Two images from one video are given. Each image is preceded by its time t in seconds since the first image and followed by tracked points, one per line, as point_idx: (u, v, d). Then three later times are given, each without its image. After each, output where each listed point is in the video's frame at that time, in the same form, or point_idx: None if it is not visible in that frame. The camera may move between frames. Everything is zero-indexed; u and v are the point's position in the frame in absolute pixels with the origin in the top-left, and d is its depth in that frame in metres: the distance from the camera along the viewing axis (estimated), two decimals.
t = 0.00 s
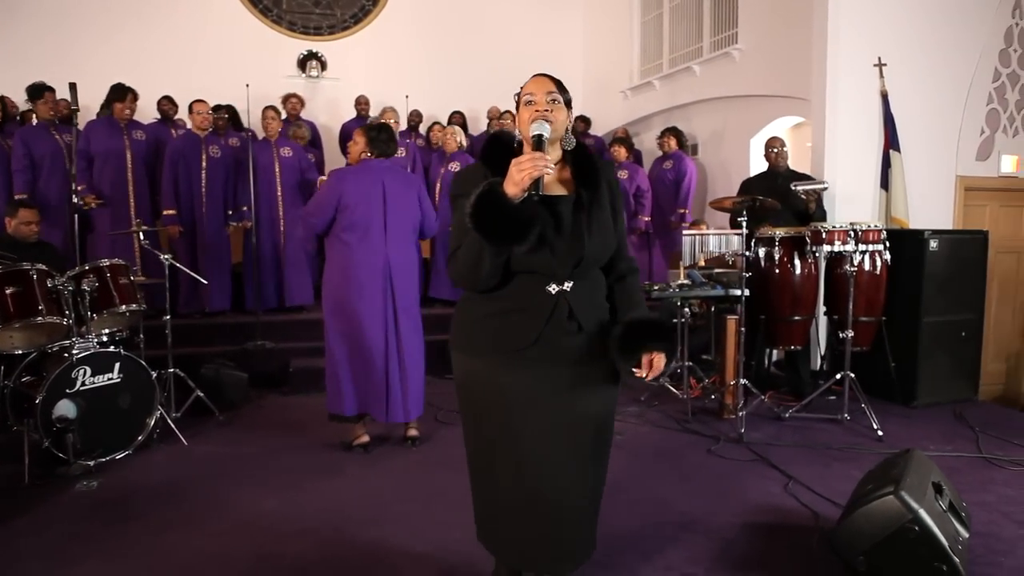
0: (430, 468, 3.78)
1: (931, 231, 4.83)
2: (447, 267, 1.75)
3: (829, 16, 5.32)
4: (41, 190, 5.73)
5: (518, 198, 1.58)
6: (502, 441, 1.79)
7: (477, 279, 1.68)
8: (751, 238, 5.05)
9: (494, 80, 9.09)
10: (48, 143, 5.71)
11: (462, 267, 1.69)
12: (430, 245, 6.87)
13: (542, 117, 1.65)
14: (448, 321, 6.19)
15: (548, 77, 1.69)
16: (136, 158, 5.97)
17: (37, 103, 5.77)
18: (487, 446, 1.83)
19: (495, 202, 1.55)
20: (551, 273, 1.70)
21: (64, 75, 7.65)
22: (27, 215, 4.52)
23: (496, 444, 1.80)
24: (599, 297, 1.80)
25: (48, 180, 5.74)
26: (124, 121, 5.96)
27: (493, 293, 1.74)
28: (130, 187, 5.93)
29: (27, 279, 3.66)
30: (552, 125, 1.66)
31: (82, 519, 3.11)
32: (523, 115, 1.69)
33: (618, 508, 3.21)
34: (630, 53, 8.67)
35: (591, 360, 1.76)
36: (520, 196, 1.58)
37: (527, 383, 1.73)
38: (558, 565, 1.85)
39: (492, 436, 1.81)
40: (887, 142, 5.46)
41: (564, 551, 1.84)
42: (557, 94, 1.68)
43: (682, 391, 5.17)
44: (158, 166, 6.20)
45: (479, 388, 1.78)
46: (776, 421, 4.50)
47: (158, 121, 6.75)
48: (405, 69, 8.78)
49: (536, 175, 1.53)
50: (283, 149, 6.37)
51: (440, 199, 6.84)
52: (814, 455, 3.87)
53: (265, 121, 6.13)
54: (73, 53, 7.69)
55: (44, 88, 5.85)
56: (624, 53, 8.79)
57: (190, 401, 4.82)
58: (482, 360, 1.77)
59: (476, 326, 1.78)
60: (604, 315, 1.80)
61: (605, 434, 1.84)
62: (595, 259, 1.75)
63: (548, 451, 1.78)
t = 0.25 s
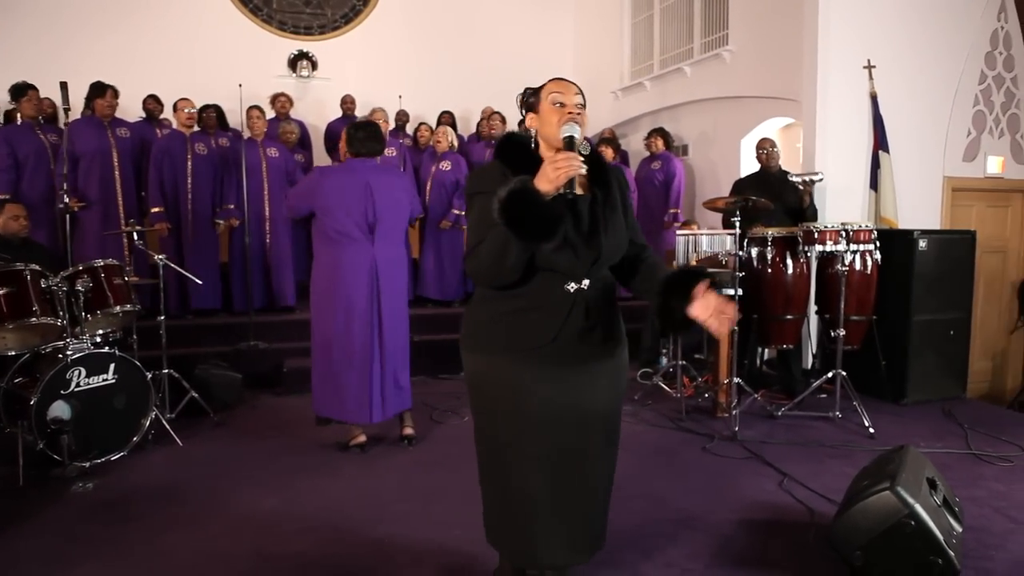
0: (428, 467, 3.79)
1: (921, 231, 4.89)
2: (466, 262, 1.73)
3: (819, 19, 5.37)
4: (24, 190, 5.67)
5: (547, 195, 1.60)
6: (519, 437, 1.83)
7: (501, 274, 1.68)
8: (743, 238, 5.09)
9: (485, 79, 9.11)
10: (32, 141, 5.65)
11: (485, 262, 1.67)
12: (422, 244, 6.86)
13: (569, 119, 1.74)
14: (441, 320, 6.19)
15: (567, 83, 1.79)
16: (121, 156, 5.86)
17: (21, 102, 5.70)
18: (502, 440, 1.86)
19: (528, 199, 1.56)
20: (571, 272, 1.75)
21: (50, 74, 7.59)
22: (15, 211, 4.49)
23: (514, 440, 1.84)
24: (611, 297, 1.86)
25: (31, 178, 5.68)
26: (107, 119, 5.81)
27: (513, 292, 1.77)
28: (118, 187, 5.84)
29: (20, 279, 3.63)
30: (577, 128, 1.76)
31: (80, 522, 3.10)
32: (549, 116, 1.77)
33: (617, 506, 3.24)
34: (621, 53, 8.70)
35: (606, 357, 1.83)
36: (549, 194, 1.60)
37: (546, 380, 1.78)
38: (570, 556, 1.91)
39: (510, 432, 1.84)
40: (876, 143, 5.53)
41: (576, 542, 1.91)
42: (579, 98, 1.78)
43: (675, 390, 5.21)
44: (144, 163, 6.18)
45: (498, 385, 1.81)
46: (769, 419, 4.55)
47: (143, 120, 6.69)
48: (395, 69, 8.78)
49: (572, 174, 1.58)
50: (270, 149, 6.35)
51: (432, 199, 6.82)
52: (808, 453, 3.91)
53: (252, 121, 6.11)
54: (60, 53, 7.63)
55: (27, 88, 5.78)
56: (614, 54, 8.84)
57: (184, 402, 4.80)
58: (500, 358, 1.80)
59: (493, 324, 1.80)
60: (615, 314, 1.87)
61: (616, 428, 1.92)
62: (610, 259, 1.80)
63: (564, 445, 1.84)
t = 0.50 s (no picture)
0: (425, 466, 3.81)
1: (910, 231, 4.96)
2: (489, 258, 1.76)
3: (810, 22, 5.43)
4: (11, 192, 5.62)
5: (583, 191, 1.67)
6: (537, 431, 1.91)
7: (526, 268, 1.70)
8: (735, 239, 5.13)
9: (476, 80, 9.12)
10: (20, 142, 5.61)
11: (512, 252, 1.69)
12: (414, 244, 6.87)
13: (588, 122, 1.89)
14: (435, 321, 6.20)
15: (578, 88, 1.93)
16: (111, 155, 5.78)
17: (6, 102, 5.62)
18: (519, 435, 1.93)
19: (562, 193, 1.62)
20: (587, 269, 1.84)
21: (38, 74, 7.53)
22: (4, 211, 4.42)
23: (532, 435, 1.91)
24: (617, 294, 1.97)
25: (19, 180, 5.64)
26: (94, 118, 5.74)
27: (531, 291, 1.83)
28: (108, 188, 5.76)
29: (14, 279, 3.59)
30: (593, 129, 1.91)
31: (78, 524, 3.09)
32: (569, 118, 1.89)
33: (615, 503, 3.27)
34: (611, 55, 8.74)
35: (616, 352, 1.93)
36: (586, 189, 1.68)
37: (563, 374, 1.87)
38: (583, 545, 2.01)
39: (527, 425, 1.91)
40: (866, 145, 5.60)
41: (588, 531, 2.01)
42: (590, 101, 1.93)
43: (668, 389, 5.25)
44: (133, 163, 6.14)
45: (517, 381, 1.88)
46: (762, 418, 4.60)
47: (128, 120, 6.62)
48: (387, 69, 8.77)
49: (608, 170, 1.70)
50: (258, 150, 6.32)
51: (423, 200, 6.79)
52: (801, 450, 3.96)
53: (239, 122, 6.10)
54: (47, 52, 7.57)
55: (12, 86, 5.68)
56: (605, 55, 8.87)
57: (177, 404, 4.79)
58: (518, 354, 1.88)
59: (511, 321, 1.87)
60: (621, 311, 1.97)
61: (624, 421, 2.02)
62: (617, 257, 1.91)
63: (579, 438, 1.93)
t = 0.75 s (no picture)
0: (423, 466, 3.82)
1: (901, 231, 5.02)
2: (504, 259, 1.78)
3: (801, 24, 5.48)
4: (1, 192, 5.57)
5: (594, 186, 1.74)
6: (551, 431, 1.93)
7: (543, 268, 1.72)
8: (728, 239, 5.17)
9: (468, 80, 9.14)
10: (11, 142, 5.57)
11: (529, 253, 1.71)
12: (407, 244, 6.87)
13: (587, 119, 1.92)
14: (429, 321, 6.21)
15: (575, 86, 1.95)
16: (103, 155, 5.76)
17: None
18: (532, 436, 1.94)
19: (575, 190, 1.67)
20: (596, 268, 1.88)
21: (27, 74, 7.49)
22: None
23: (545, 435, 1.93)
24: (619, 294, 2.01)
25: (10, 181, 5.60)
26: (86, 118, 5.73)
27: (543, 291, 1.86)
28: (103, 187, 5.73)
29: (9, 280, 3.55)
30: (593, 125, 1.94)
31: (76, 526, 3.08)
32: (568, 118, 1.92)
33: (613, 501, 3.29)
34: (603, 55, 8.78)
35: (620, 349, 1.98)
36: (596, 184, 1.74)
37: (574, 372, 1.90)
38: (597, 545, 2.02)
39: (539, 426, 1.93)
40: (857, 146, 5.66)
41: (600, 531, 2.03)
42: (588, 98, 1.95)
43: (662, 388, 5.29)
44: (127, 163, 6.09)
45: (529, 381, 1.91)
46: (757, 416, 4.64)
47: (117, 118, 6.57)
48: (379, 70, 8.76)
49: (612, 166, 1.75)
50: (250, 151, 6.33)
51: (416, 201, 6.78)
52: (795, 448, 4.00)
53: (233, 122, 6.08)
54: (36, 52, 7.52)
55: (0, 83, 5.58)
56: (596, 56, 8.91)
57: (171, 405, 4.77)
58: (530, 354, 1.90)
59: (523, 322, 1.89)
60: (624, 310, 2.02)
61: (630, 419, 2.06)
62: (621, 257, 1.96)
63: (591, 437, 1.95)
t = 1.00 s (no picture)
0: (423, 465, 3.84)
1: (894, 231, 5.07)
2: (508, 258, 1.79)
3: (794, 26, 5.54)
4: None
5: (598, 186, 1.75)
6: (549, 428, 1.96)
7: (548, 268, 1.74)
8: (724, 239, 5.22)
9: (462, 81, 9.15)
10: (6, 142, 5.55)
11: (534, 253, 1.73)
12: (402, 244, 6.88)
13: (586, 118, 1.94)
14: (426, 321, 6.22)
15: (571, 83, 1.98)
16: (100, 154, 5.72)
17: None
18: (531, 433, 1.97)
19: (581, 190, 1.68)
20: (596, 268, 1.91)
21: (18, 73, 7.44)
22: None
23: (544, 432, 1.96)
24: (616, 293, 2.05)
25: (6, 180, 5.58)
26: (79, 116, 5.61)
27: (544, 290, 1.88)
28: (99, 188, 5.71)
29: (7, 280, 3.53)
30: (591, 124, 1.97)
31: (76, 527, 3.08)
32: (567, 118, 1.94)
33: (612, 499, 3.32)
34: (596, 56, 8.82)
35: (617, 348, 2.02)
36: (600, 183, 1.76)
37: (574, 370, 1.93)
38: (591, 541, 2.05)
39: (538, 423, 1.96)
40: (850, 147, 5.72)
41: (594, 527, 2.06)
42: (586, 96, 1.98)
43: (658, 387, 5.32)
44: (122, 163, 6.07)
45: (530, 379, 1.93)
46: (753, 415, 4.68)
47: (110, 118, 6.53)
48: (373, 70, 8.76)
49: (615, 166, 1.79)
50: (247, 150, 6.30)
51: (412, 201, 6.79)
52: (792, 446, 4.04)
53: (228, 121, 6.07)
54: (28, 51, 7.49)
55: None
56: (590, 57, 8.95)
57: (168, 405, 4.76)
58: (531, 352, 1.93)
59: (524, 320, 1.92)
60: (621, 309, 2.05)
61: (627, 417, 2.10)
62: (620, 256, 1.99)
63: (589, 434, 1.98)
